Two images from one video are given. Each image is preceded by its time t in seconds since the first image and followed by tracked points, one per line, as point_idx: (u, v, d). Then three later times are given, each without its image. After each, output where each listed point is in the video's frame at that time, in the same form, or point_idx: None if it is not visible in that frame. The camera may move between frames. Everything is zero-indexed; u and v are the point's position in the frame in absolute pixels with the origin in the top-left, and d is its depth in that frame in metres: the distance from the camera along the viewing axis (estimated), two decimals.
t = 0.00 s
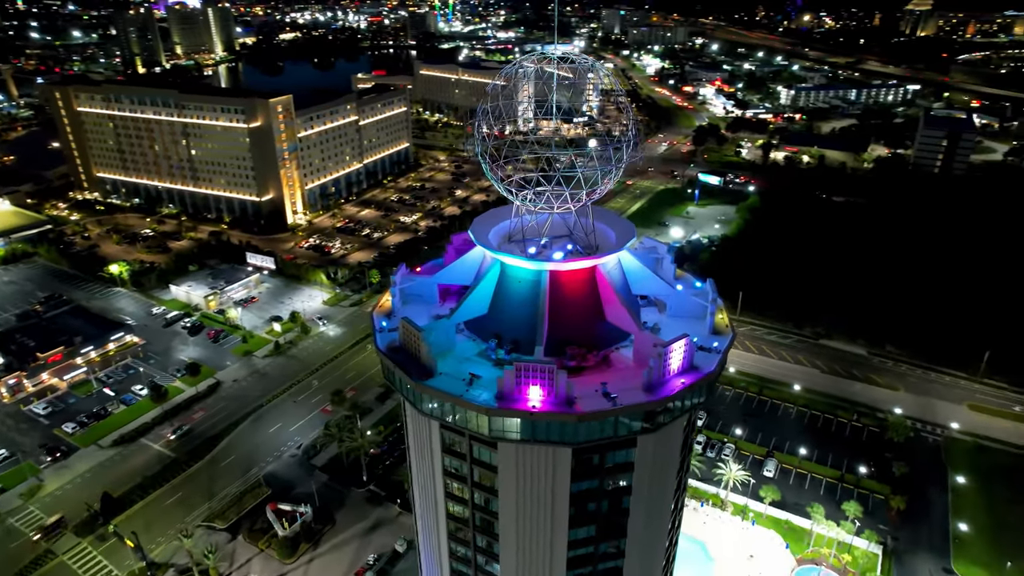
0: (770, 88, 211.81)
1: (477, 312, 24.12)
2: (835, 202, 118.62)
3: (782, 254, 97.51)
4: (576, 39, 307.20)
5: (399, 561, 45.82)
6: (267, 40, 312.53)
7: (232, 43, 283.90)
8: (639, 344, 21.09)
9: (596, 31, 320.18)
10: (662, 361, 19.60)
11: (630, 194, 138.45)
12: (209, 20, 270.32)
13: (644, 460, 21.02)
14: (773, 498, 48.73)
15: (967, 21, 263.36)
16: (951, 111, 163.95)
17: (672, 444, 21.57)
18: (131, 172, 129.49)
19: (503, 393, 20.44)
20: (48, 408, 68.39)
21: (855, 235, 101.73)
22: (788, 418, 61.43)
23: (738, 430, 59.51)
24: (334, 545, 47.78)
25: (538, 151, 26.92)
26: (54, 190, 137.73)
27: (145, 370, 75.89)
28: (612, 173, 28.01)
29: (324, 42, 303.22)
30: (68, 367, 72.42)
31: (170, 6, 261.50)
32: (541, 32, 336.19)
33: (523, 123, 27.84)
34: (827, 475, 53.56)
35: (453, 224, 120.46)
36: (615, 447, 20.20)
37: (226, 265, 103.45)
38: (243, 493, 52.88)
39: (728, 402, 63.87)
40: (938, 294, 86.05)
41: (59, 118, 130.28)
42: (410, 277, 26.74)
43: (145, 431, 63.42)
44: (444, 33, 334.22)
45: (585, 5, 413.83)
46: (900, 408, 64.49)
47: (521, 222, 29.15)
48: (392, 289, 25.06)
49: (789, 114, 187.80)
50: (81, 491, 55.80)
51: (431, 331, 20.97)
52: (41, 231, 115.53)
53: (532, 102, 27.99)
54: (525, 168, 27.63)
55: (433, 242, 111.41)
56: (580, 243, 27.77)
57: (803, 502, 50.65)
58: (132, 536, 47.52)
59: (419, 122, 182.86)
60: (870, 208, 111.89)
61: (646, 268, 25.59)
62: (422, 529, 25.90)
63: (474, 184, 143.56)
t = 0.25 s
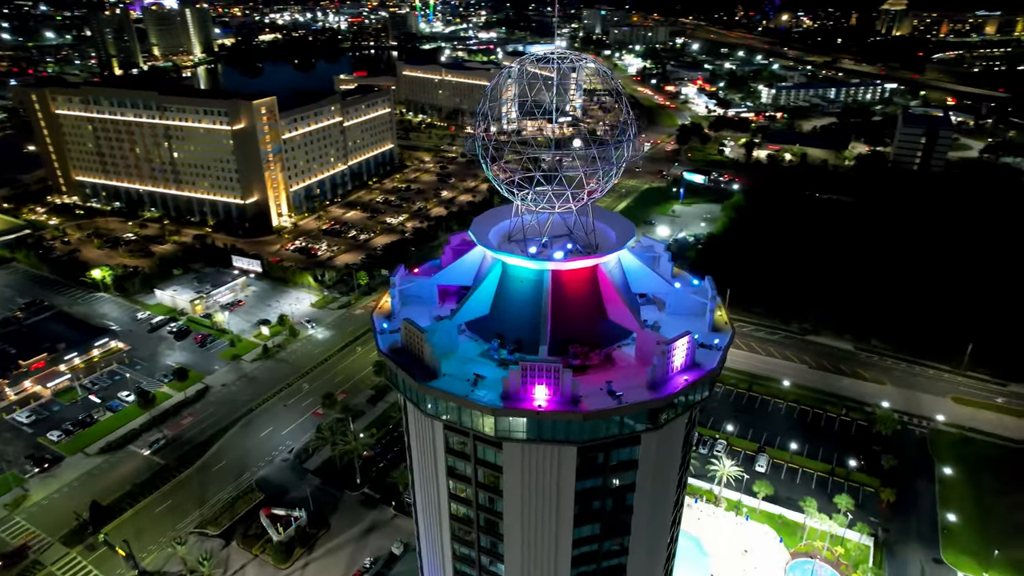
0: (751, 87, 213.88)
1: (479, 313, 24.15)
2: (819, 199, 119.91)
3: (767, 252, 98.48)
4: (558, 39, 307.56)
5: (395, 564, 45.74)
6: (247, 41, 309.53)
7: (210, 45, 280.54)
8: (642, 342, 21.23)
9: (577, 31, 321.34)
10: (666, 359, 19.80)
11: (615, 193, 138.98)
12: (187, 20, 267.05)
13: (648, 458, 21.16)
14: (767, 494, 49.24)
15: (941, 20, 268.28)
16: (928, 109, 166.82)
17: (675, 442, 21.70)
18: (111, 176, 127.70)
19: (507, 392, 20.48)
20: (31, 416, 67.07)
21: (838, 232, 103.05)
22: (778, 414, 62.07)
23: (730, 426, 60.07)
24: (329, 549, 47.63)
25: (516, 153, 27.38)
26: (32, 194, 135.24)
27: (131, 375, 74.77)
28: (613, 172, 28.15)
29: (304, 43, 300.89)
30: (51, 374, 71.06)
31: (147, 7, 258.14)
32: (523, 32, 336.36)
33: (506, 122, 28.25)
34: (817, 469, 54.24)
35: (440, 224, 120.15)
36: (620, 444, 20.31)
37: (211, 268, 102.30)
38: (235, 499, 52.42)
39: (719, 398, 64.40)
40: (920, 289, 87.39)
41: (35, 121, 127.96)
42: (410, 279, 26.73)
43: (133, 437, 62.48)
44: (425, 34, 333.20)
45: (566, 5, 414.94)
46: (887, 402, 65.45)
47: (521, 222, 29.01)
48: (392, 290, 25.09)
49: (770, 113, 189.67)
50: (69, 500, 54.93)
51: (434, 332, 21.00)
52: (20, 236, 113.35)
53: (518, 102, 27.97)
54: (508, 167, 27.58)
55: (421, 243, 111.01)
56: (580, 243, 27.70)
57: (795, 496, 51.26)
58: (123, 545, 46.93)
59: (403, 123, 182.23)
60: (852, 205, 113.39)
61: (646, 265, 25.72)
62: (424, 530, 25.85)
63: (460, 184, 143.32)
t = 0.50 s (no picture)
0: (734, 86, 215.67)
1: (480, 313, 24.21)
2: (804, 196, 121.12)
3: (754, 249, 99.25)
4: (542, 39, 307.53)
5: (392, 566, 45.67)
6: (228, 42, 306.56)
7: (191, 46, 277.34)
8: (644, 340, 21.42)
9: (561, 31, 322.04)
10: (668, 356, 20.01)
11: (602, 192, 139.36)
12: (167, 21, 263.94)
13: (651, 455, 21.36)
14: (760, 489, 49.72)
15: (918, 20, 272.60)
16: (908, 107, 169.21)
17: (676, 439, 21.87)
18: (93, 179, 125.95)
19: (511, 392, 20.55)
20: (16, 424, 65.85)
21: (823, 229, 104.16)
22: (769, 410, 62.61)
23: (722, 422, 60.54)
24: (325, 553, 47.48)
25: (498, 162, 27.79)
26: (10, 198, 132.85)
27: (119, 381, 73.72)
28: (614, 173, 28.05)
29: (286, 44, 298.45)
30: (36, 381, 69.80)
31: (125, 8, 254.77)
32: (507, 32, 336.31)
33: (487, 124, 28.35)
34: (809, 464, 54.83)
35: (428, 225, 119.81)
36: (624, 442, 20.44)
37: (197, 271, 101.28)
38: (228, 505, 52.02)
39: (712, 395, 64.84)
40: (905, 284, 88.59)
41: (14, 123, 125.77)
42: (409, 280, 26.71)
43: (122, 443, 61.68)
44: (408, 34, 332.01)
45: (549, 6, 415.84)
46: (875, 396, 66.29)
47: (521, 221, 29.04)
48: (392, 291, 25.11)
49: (754, 111, 191.21)
50: (58, 508, 54.14)
51: (437, 333, 21.07)
52: None
53: (503, 101, 28.02)
54: (501, 170, 27.71)
55: (409, 244, 110.64)
56: (580, 242, 27.74)
57: (788, 491, 51.79)
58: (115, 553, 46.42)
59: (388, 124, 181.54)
60: (836, 203, 114.70)
61: (645, 264, 25.90)
62: (426, 531, 25.81)
63: (447, 185, 143.04)
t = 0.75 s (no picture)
0: (715, 85, 217.54)
1: (482, 313, 24.27)
2: (787, 194, 122.34)
3: (740, 247, 100.07)
4: (523, 40, 307.31)
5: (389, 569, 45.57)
6: (206, 43, 302.95)
7: (168, 47, 273.79)
8: (646, 337, 21.58)
9: (542, 31, 322.58)
10: (671, 353, 20.15)
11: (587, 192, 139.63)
12: (143, 22, 260.37)
13: (654, 453, 21.51)
14: (753, 484, 50.24)
15: (893, 20, 277.46)
16: (886, 105, 171.80)
17: (678, 435, 22.00)
18: (72, 182, 123.99)
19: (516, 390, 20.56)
20: None
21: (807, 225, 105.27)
22: (760, 406, 63.24)
23: (714, 418, 61.08)
24: (320, 557, 47.25)
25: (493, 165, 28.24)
26: None
27: (104, 388, 72.57)
28: (615, 171, 28.08)
29: (265, 45, 295.77)
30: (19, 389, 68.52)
31: (100, 9, 251.18)
32: (488, 33, 335.99)
33: (476, 124, 29.30)
34: (800, 458, 55.51)
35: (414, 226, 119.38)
36: (627, 439, 20.54)
37: (182, 276, 99.99)
38: (220, 511, 51.59)
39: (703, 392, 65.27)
40: (888, 280, 89.96)
41: None
42: (408, 280, 26.65)
43: (109, 451, 60.70)
44: (389, 35, 330.47)
45: (530, 6, 416.35)
46: (863, 391, 67.22)
47: (520, 220, 29.16)
48: (392, 292, 25.01)
49: (735, 110, 192.76)
50: (44, 518, 53.23)
51: (439, 334, 21.06)
52: None
53: (501, 102, 28.74)
54: (499, 168, 28.07)
55: (396, 245, 110.15)
56: (579, 240, 27.80)
57: (780, 486, 52.39)
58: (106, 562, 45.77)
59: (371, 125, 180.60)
60: (819, 201, 116.03)
61: (644, 263, 26.06)
62: (427, 533, 25.77)
63: (432, 186, 142.57)
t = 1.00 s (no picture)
0: (699, 84, 218.97)
1: (484, 314, 24.32)
2: (772, 191, 123.44)
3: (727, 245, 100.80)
4: (507, 40, 307.13)
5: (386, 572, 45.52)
6: (186, 44, 299.75)
7: (147, 48, 270.34)
8: (649, 335, 21.75)
9: (526, 31, 322.87)
10: (674, 351, 20.35)
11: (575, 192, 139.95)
12: (122, 23, 257.18)
13: (656, 450, 21.67)
14: (747, 480, 50.68)
15: (872, 20, 281.34)
16: (867, 104, 174.05)
17: (679, 433, 22.18)
18: (53, 186, 122.24)
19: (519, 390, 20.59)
20: None
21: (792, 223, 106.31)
22: (752, 402, 63.80)
23: (707, 416, 61.57)
24: (316, 561, 47.09)
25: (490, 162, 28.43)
26: None
27: (91, 394, 71.51)
28: (617, 168, 28.11)
29: (247, 47, 293.10)
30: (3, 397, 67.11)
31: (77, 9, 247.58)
32: (472, 33, 335.57)
33: (478, 127, 29.30)
34: (792, 454, 56.10)
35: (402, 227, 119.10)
36: (631, 438, 20.66)
37: (168, 279, 98.87)
38: (213, 517, 51.18)
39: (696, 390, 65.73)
40: (873, 276, 91.18)
41: None
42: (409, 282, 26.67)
43: (98, 458, 59.87)
44: (372, 36, 328.96)
45: (513, 6, 416.49)
46: (852, 386, 68.08)
47: (520, 221, 29.29)
48: (392, 294, 24.96)
49: (719, 109, 194.14)
50: (33, 526, 52.45)
51: (442, 334, 21.05)
52: None
53: (504, 104, 28.76)
54: (500, 169, 28.15)
55: (384, 246, 109.79)
56: (579, 240, 27.92)
57: (773, 481, 52.91)
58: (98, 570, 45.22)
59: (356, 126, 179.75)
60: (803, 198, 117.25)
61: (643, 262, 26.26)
62: (429, 534, 25.73)
63: (419, 187, 142.26)
